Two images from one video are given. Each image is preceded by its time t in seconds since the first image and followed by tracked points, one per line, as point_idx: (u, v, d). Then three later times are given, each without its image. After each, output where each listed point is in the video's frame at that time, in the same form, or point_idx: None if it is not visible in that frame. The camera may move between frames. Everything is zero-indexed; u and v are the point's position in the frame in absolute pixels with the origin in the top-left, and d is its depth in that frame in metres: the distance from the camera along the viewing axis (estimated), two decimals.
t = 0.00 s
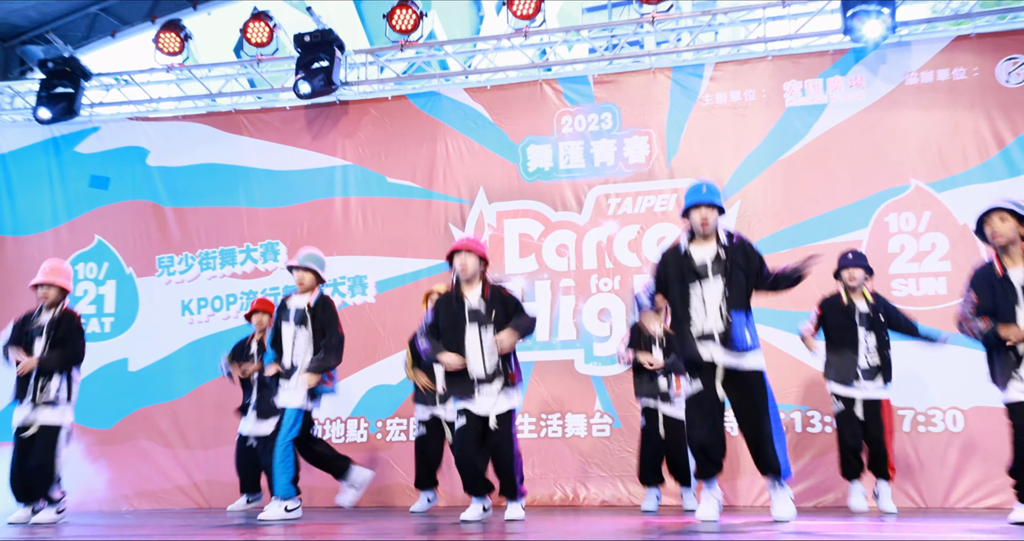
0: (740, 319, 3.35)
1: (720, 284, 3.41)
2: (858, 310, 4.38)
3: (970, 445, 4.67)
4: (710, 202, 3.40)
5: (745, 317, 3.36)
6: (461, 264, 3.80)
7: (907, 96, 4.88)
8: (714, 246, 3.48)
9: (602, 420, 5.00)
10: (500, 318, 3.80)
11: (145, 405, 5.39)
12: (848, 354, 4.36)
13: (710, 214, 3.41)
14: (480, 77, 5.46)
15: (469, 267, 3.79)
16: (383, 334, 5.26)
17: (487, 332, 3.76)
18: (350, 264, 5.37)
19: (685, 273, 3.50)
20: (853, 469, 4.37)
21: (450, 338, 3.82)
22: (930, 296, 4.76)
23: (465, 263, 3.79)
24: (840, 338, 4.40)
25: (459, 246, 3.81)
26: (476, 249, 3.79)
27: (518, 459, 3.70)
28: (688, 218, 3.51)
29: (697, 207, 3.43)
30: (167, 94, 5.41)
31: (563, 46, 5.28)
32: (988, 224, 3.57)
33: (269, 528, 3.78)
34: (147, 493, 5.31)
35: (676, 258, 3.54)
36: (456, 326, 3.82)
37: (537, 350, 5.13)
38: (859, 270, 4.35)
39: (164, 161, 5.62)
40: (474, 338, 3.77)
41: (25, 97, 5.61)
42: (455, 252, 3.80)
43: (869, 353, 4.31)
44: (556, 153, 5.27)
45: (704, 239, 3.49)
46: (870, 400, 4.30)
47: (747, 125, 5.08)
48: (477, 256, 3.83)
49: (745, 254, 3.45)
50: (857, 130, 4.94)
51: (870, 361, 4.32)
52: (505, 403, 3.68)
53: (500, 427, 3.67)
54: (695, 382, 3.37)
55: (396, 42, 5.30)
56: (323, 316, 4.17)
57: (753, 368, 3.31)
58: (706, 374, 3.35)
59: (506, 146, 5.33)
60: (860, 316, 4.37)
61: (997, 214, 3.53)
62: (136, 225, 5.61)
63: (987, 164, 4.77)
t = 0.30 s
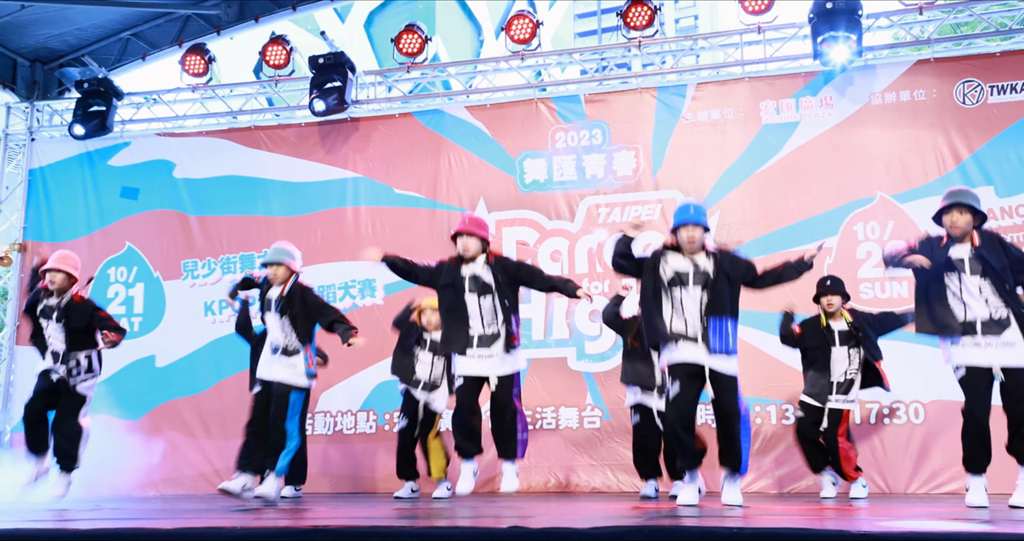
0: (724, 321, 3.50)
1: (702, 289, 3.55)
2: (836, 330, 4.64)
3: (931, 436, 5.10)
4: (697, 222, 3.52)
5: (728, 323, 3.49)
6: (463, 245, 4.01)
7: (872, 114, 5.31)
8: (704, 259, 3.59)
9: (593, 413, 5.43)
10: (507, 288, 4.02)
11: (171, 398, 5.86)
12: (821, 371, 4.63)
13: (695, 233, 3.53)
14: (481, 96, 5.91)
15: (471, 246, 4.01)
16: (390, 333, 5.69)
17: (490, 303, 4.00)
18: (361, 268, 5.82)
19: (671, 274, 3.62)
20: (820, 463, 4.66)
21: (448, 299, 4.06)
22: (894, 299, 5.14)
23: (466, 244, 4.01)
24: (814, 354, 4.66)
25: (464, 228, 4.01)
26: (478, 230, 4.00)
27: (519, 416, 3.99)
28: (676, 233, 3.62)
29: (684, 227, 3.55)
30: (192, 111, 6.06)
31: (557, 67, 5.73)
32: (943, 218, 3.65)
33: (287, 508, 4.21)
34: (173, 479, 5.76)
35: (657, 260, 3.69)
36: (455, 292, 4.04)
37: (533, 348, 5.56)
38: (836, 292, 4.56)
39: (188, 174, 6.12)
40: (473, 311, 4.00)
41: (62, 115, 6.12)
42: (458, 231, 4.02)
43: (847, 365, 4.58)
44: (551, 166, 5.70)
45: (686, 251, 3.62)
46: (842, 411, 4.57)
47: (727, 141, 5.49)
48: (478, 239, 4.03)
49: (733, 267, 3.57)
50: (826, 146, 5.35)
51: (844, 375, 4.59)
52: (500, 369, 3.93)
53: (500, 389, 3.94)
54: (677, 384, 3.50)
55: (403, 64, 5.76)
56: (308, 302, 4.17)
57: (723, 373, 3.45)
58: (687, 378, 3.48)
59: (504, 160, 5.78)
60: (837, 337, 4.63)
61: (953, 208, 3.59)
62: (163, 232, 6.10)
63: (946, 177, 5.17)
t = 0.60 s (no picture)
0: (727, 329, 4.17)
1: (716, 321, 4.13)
2: (813, 335, 4.97)
3: (903, 426, 5.44)
4: (687, 257, 4.15)
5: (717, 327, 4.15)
6: (506, 306, 4.22)
7: (848, 126, 5.68)
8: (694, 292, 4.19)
9: (587, 405, 5.75)
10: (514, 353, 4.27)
11: (192, 391, 6.27)
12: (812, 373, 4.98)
13: (684, 266, 4.16)
14: (482, 108, 6.30)
15: (513, 309, 4.21)
16: (397, 330, 6.09)
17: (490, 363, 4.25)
18: (370, 269, 6.21)
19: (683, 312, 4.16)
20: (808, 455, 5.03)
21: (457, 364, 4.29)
22: (869, 298, 5.49)
23: (509, 306, 4.22)
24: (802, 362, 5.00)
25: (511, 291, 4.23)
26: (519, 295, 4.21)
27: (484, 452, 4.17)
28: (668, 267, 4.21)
29: (673, 259, 4.17)
30: (212, 123, 6.52)
31: (553, 82, 6.12)
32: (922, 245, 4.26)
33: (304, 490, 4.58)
34: (194, 468, 6.15)
35: (667, 301, 4.20)
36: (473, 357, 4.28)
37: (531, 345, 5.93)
38: (812, 303, 4.89)
39: (208, 182, 6.56)
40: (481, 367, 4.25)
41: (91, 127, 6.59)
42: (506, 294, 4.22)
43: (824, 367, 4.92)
44: (548, 174, 6.08)
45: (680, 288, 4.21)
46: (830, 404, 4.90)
47: (712, 151, 5.87)
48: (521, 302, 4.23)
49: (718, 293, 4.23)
50: (804, 156, 5.72)
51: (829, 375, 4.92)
52: (468, 414, 4.16)
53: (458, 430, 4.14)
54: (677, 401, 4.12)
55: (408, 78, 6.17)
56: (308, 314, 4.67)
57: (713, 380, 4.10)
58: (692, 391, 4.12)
59: (504, 168, 6.16)
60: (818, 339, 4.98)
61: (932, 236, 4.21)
62: (185, 236, 6.53)
63: (917, 186, 5.53)
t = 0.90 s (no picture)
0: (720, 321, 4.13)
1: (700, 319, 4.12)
2: (806, 337, 5.14)
3: (891, 424, 5.49)
4: (676, 260, 4.07)
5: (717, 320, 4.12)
6: (483, 297, 4.51)
7: (838, 133, 5.85)
8: (678, 292, 4.19)
9: (585, 403, 5.92)
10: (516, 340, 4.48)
11: (202, 389, 6.45)
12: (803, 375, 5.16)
13: (672, 270, 4.09)
14: (483, 114, 6.48)
15: (492, 298, 4.50)
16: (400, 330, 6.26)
17: (501, 350, 4.44)
18: (373, 270, 6.39)
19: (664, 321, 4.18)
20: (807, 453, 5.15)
21: (472, 357, 4.49)
22: (858, 300, 5.65)
23: (486, 295, 4.51)
24: (798, 363, 5.17)
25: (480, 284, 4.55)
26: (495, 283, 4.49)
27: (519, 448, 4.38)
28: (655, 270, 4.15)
29: (662, 263, 4.09)
30: (220, 128, 6.71)
31: (552, 89, 6.30)
32: (907, 254, 4.19)
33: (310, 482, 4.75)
34: (203, 464, 6.33)
35: (647, 307, 4.24)
36: (474, 348, 4.50)
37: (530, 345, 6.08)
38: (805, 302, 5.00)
39: (217, 186, 6.76)
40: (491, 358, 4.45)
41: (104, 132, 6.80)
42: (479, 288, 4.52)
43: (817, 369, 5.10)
44: (547, 179, 6.26)
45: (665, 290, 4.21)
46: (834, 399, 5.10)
47: (707, 156, 6.03)
48: (496, 290, 4.55)
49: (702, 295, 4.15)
50: (796, 161, 5.89)
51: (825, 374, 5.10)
52: (513, 407, 4.35)
53: (506, 424, 4.34)
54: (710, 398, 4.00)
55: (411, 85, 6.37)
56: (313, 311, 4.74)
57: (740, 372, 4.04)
58: (711, 388, 4.02)
59: (504, 173, 6.33)
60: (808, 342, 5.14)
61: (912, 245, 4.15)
62: (194, 238, 6.73)
63: (904, 190, 5.70)
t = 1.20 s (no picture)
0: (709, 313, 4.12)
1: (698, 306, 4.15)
2: (829, 328, 5.07)
3: (891, 425, 5.48)
4: (723, 241, 4.11)
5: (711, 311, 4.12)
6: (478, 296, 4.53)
7: (838, 134, 5.85)
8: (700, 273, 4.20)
9: (584, 404, 5.92)
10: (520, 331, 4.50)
11: (201, 389, 6.45)
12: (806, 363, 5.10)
13: (721, 246, 4.12)
14: (483, 115, 6.48)
15: (486, 298, 4.53)
16: (400, 331, 6.26)
17: (507, 346, 4.47)
18: (373, 271, 6.40)
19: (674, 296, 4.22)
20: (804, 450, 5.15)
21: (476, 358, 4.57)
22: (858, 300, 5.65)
23: (480, 295, 4.53)
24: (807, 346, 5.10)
25: (474, 282, 4.52)
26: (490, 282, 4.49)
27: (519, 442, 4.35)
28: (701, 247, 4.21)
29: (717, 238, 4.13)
30: (220, 129, 6.72)
31: (552, 89, 6.29)
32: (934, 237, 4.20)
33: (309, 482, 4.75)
34: (203, 464, 6.33)
35: (674, 275, 4.26)
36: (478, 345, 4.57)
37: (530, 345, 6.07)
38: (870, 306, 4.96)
39: (217, 186, 6.76)
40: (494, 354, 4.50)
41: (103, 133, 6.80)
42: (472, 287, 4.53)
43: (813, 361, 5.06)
44: (547, 179, 6.26)
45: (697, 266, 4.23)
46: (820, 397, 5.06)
47: (706, 156, 6.04)
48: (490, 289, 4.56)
49: (720, 286, 4.12)
50: (796, 162, 5.90)
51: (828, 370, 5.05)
52: (518, 398, 4.37)
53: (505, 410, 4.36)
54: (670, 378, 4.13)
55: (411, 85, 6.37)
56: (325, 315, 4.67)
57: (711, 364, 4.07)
58: (681, 370, 4.11)
59: (505, 174, 6.33)
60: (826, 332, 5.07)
61: (946, 230, 4.15)
62: (194, 239, 6.73)
63: (904, 191, 5.70)
